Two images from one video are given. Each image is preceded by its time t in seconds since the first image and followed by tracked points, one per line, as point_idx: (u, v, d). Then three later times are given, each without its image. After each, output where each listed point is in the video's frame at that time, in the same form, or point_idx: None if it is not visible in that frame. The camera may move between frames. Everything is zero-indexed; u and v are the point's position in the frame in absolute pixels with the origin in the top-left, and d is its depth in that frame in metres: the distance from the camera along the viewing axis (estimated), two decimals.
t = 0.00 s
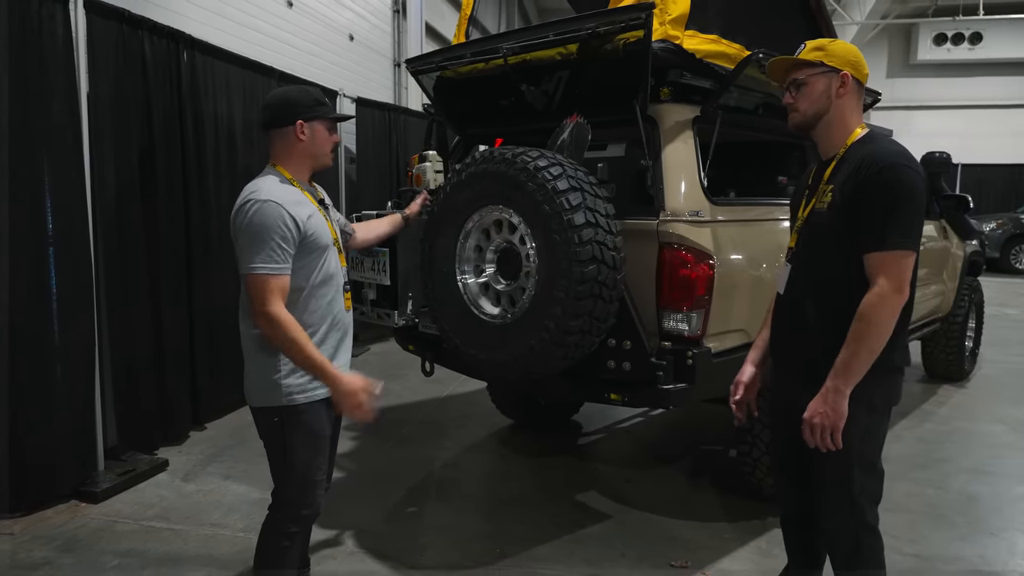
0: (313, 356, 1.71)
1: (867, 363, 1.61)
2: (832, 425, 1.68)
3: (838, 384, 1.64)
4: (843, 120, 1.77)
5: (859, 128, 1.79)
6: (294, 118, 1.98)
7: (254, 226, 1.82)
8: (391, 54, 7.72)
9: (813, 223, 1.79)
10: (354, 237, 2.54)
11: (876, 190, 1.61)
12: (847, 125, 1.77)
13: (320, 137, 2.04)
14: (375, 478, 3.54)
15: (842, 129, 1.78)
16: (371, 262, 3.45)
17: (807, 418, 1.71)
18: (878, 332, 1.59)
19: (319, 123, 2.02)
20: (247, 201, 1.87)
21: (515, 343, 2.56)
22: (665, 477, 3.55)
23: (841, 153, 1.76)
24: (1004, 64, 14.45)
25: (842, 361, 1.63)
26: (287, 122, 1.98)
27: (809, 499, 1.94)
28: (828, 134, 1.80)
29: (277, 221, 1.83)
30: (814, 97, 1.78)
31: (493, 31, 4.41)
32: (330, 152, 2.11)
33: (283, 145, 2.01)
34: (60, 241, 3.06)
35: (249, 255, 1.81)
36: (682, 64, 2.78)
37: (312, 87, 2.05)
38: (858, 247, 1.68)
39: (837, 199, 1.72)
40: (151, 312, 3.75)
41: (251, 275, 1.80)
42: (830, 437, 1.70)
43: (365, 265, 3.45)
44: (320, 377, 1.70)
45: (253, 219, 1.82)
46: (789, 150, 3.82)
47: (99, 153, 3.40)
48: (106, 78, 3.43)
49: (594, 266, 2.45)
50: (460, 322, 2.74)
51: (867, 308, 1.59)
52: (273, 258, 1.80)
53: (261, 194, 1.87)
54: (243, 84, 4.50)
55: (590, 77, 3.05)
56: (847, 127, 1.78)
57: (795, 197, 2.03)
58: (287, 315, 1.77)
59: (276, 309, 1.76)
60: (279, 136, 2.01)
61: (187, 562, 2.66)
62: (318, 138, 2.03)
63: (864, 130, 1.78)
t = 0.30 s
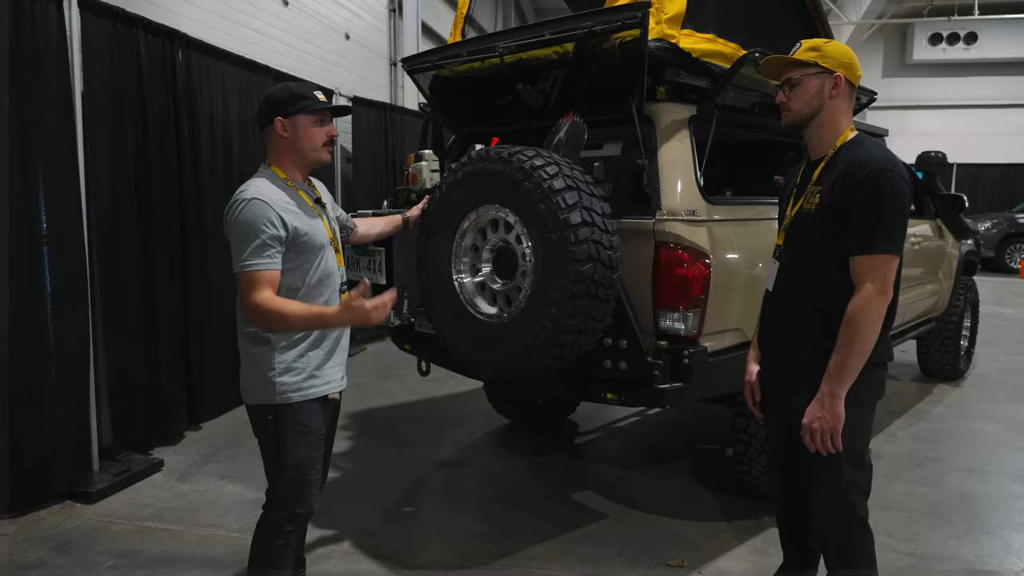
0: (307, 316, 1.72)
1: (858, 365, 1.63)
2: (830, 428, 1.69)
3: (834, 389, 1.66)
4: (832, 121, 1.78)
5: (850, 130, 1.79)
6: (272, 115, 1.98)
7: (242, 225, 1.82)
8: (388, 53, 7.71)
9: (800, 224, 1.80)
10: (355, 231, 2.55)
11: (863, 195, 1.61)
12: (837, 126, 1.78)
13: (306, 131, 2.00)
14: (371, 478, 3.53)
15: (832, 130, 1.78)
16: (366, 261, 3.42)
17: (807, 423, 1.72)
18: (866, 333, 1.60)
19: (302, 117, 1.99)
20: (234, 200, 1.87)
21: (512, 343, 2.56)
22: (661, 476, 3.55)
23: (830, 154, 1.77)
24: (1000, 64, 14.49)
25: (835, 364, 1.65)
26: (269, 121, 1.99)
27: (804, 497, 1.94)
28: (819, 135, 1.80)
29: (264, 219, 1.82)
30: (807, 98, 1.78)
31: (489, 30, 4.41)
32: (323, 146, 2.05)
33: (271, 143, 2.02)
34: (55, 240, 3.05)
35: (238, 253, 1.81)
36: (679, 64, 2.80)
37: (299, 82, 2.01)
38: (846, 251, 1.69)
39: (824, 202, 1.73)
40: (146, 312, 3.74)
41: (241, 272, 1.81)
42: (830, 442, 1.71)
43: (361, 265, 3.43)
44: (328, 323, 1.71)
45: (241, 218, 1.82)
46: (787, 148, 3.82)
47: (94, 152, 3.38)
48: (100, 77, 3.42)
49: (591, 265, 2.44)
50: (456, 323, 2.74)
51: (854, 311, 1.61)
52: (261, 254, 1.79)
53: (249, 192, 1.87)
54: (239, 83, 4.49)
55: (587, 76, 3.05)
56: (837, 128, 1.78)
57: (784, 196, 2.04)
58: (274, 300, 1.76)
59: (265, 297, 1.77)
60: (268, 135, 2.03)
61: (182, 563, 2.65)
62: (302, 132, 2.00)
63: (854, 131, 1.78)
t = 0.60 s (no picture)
0: (281, 372, 1.80)
1: (846, 366, 1.64)
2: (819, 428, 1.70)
3: (824, 389, 1.67)
4: (821, 127, 1.79)
5: (839, 135, 1.79)
6: (263, 112, 1.98)
7: (241, 226, 1.81)
8: (384, 54, 7.71)
9: (790, 228, 1.82)
10: (354, 233, 2.55)
11: (852, 201, 1.62)
12: (826, 132, 1.78)
13: (298, 126, 2.00)
14: (368, 479, 3.53)
15: (821, 135, 1.79)
16: (362, 262, 3.39)
17: (797, 423, 1.74)
18: (854, 335, 1.62)
19: (294, 112, 2.00)
20: (233, 199, 1.86)
21: (508, 344, 2.56)
22: (658, 477, 3.56)
23: (819, 159, 1.77)
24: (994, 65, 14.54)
25: (823, 365, 1.67)
26: (260, 119, 1.99)
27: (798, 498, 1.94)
28: (808, 142, 1.81)
29: (264, 221, 1.81)
30: (797, 105, 1.78)
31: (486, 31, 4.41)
32: (314, 141, 2.06)
33: (262, 141, 2.02)
34: (50, 241, 3.04)
35: (237, 255, 1.81)
36: (674, 65, 2.78)
37: (285, 81, 2.02)
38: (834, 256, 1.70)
39: (812, 207, 1.74)
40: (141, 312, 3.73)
41: (238, 275, 1.81)
42: (818, 440, 1.73)
43: (357, 266, 3.42)
44: (277, 397, 1.81)
45: (240, 219, 1.81)
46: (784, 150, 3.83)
47: (89, 153, 3.37)
48: (95, 78, 3.41)
49: (587, 266, 2.45)
50: (453, 324, 2.74)
51: (841, 314, 1.63)
52: (259, 257, 1.79)
53: (248, 193, 1.85)
54: (235, 84, 4.48)
55: (583, 79, 3.05)
56: (826, 133, 1.79)
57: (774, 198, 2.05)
58: (273, 322, 1.80)
59: (264, 313, 1.79)
60: (259, 134, 2.03)
61: (178, 564, 2.65)
62: (296, 128, 2.00)
63: (844, 137, 1.78)
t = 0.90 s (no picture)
0: (272, 369, 1.79)
1: (842, 365, 1.64)
2: (813, 427, 1.70)
3: (818, 388, 1.67)
4: (813, 129, 1.79)
5: (831, 136, 1.80)
6: (257, 111, 1.97)
7: (227, 223, 1.81)
8: (380, 53, 7.70)
9: (783, 228, 1.82)
10: (351, 230, 2.56)
11: (845, 202, 1.63)
12: (817, 133, 1.79)
13: (291, 125, 2.00)
14: (364, 479, 3.52)
15: (813, 136, 1.80)
16: (359, 262, 3.39)
17: (791, 421, 1.74)
18: (850, 335, 1.62)
19: (286, 111, 1.99)
20: (222, 197, 1.86)
21: (505, 344, 2.55)
22: (654, 476, 3.56)
23: (811, 160, 1.77)
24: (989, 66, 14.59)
25: (819, 366, 1.67)
26: (252, 118, 1.99)
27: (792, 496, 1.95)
28: (801, 142, 1.81)
29: (248, 217, 1.80)
30: (792, 103, 1.78)
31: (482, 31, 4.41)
32: (308, 140, 2.06)
33: (255, 141, 2.02)
34: (45, 241, 3.03)
35: (222, 252, 1.81)
36: (670, 65, 2.76)
37: (280, 80, 2.02)
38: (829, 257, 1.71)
39: (806, 208, 1.75)
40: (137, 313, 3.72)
41: (223, 272, 1.81)
42: (811, 438, 1.72)
43: (354, 266, 3.41)
44: (271, 394, 1.79)
45: (226, 216, 1.81)
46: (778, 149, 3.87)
47: (84, 152, 3.36)
48: (90, 77, 3.39)
49: (582, 266, 2.45)
50: (449, 324, 2.74)
51: (837, 314, 1.64)
52: (246, 253, 1.79)
53: (236, 190, 1.86)
54: (230, 83, 4.47)
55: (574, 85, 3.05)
56: (819, 134, 1.80)
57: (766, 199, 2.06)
58: (260, 318, 1.78)
59: (250, 309, 1.77)
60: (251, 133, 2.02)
61: (173, 565, 2.64)
62: (288, 126, 2.00)
63: (836, 138, 1.79)
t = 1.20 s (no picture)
0: (262, 364, 1.79)
1: (851, 365, 1.65)
2: (823, 429, 1.70)
3: (827, 389, 1.67)
4: (815, 128, 1.79)
5: (833, 135, 1.80)
6: (252, 113, 1.98)
7: (220, 217, 1.81)
8: (377, 53, 7.69)
9: (786, 228, 1.82)
10: (347, 234, 2.54)
11: (853, 201, 1.63)
12: (821, 132, 1.79)
13: (286, 125, 1.99)
14: (361, 479, 3.52)
15: (816, 136, 1.80)
16: (356, 262, 3.39)
17: (800, 423, 1.72)
18: (857, 335, 1.63)
19: (280, 112, 1.99)
20: (218, 191, 1.87)
21: (502, 344, 2.56)
22: (651, 476, 3.56)
23: (815, 159, 1.78)
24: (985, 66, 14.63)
25: (826, 367, 1.67)
26: (247, 121, 2.00)
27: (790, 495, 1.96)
28: (802, 143, 1.81)
29: (242, 212, 1.81)
30: (789, 107, 1.78)
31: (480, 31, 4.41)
32: (302, 140, 2.05)
33: (251, 143, 2.02)
34: (41, 241, 3.02)
35: (214, 245, 1.81)
36: (666, 65, 2.78)
37: (271, 81, 2.01)
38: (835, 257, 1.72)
39: (810, 208, 1.75)
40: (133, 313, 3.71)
41: (213, 265, 1.81)
42: (820, 439, 1.72)
43: (351, 266, 3.40)
44: (261, 388, 1.80)
45: (221, 210, 1.82)
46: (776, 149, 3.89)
47: (80, 153, 3.35)
48: (87, 77, 3.38)
49: (580, 266, 2.45)
50: (447, 324, 2.73)
51: (844, 313, 1.64)
52: (238, 248, 1.80)
53: (232, 186, 1.87)
54: (227, 84, 4.46)
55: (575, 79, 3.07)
56: (821, 133, 1.80)
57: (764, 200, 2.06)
58: (251, 315, 1.78)
59: (241, 305, 1.78)
60: (246, 136, 2.03)
61: (170, 565, 2.64)
62: (282, 126, 1.99)
63: (838, 137, 1.80)
